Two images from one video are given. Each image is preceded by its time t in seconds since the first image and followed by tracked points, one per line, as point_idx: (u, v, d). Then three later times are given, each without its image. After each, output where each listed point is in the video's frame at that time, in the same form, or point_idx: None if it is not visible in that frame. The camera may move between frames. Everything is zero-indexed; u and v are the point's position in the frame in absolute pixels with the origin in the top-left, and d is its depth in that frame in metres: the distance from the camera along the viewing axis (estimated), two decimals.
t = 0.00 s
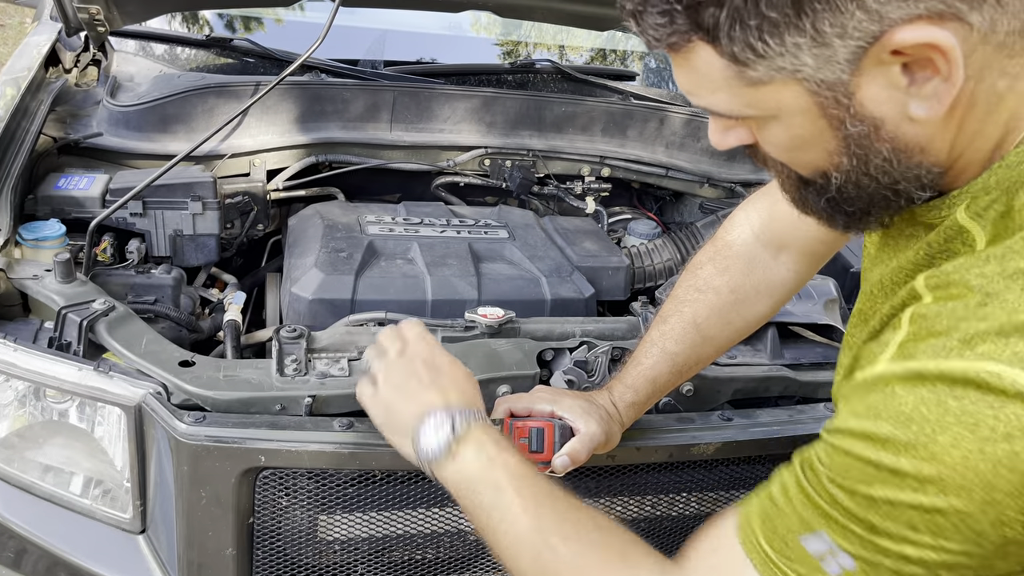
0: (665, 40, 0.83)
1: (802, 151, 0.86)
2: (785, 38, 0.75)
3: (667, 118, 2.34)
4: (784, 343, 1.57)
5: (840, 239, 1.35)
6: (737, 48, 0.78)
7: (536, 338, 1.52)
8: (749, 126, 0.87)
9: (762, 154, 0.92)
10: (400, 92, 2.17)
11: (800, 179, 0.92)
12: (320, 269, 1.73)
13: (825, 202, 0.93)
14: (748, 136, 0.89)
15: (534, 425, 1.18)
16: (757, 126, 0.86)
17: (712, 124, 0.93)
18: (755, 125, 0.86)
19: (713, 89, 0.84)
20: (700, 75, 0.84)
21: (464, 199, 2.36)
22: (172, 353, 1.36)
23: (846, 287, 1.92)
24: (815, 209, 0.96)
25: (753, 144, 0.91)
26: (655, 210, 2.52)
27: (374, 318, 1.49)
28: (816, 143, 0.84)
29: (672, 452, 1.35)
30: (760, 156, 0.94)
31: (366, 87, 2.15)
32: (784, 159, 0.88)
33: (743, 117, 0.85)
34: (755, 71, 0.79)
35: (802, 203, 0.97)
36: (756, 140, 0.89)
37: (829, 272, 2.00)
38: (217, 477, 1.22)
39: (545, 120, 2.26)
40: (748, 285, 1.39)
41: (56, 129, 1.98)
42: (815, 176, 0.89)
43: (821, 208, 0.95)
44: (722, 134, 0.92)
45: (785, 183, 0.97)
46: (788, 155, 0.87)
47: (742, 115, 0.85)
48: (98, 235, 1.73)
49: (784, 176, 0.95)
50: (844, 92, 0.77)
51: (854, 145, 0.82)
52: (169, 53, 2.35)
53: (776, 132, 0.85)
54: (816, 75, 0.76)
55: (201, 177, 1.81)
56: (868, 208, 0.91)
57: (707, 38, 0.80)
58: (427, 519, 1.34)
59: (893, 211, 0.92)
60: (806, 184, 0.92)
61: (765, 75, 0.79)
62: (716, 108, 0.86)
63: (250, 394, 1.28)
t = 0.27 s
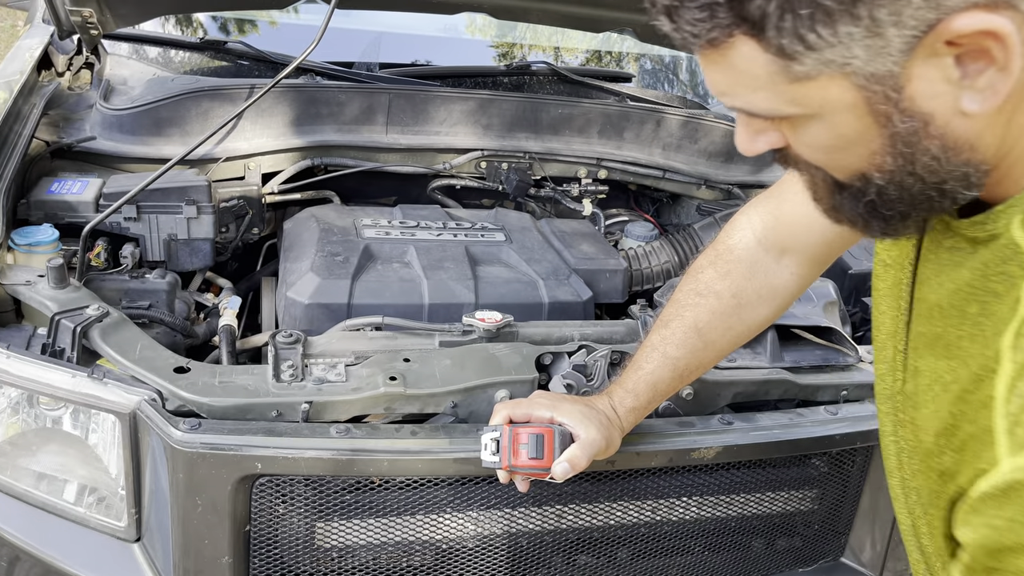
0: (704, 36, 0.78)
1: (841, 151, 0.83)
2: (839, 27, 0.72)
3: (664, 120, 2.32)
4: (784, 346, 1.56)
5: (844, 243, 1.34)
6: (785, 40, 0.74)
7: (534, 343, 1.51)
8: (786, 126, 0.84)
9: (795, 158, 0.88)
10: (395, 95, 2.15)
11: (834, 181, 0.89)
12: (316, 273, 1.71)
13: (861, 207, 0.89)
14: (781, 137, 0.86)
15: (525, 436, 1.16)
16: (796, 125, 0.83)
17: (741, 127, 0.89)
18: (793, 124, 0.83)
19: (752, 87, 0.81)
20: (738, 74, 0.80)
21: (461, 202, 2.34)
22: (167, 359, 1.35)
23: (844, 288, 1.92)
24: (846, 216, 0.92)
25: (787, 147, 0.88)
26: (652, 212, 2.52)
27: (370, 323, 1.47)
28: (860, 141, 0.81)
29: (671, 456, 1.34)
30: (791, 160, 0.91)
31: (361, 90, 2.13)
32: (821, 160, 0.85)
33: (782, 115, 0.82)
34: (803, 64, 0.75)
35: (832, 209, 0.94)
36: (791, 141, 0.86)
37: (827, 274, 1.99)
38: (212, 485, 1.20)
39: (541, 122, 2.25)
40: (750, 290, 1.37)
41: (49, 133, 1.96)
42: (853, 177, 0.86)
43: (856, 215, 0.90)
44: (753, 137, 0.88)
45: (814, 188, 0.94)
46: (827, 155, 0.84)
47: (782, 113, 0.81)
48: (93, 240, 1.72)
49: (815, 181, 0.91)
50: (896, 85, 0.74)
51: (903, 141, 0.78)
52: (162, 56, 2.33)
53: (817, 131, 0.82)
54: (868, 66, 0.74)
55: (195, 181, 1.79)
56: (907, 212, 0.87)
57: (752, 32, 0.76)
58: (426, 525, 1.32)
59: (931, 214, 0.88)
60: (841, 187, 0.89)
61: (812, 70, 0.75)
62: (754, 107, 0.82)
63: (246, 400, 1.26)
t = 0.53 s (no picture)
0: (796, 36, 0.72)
1: (927, 164, 0.77)
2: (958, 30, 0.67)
3: (658, 121, 2.31)
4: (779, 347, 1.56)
5: (847, 253, 1.33)
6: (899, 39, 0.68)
7: (529, 345, 1.51)
8: (866, 136, 0.78)
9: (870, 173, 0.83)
10: (388, 97, 2.14)
11: (907, 196, 0.83)
12: (309, 277, 1.70)
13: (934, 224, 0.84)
14: (856, 148, 0.81)
15: (518, 441, 1.16)
16: (883, 134, 0.77)
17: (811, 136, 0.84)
18: (878, 133, 0.77)
19: (841, 94, 0.75)
20: (827, 82, 0.75)
21: (454, 204, 2.34)
22: (159, 364, 1.33)
23: (838, 289, 1.93)
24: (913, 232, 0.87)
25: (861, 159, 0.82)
26: (645, 213, 2.53)
27: (363, 327, 1.47)
28: (952, 154, 0.75)
29: (667, 459, 1.33)
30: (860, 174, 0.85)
31: (354, 92, 2.11)
32: (903, 173, 0.80)
33: (869, 123, 0.76)
34: (911, 66, 0.70)
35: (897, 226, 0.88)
36: (867, 152, 0.80)
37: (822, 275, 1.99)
38: (205, 491, 1.19)
39: (535, 124, 2.24)
40: (750, 297, 1.36)
41: (39, 136, 1.94)
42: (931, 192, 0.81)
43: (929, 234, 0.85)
44: (825, 148, 0.83)
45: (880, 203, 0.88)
46: (910, 168, 0.78)
47: (871, 120, 0.76)
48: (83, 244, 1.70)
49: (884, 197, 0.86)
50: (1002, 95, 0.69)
51: (1003, 157, 0.73)
52: (153, 58, 2.32)
53: (907, 140, 0.76)
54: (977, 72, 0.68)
55: (186, 185, 1.78)
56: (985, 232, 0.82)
57: (854, 36, 0.70)
58: (422, 530, 1.32)
59: (1009, 232, 0.82)
60: (913, 203, 0.84)
61: (919, 75, 0.70)
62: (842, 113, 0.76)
63: (239, 405, 1.25)
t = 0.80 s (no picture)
0: None
1: None
2: None
3: (646, 122, 2.32)
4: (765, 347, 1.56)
5: (842, 261, 1.30)
6: None
7: (516, 347, 1.50)
8: (971, 97, 0.74)
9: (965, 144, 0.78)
10: (375, 98, 2.13)
11: (1000, 172, 0.80)
12: (296, 279, 1.70)
13: None
14: (953, 113, 0.76)
15: (504, 441, 1.16)
16: (993, 94, 0.72)
17: (904, 101, 0.79)
18: (989, 94, 0.72)
19: (961, 41, 0.70)
20: (952, 23, 0.69)
21: (443, 205, 2.34)
22: (143, 368, 1.33)
23: (825, 288, 1.94)
24: (994, 214, 0.83)
25: (957, 129, 0.78)
26: (634, 214, 2.54)
27: (350, 329, 1.46)
28: None
29: (654, 459, 1.34)
30: (948, 147, 0.81)
31: (341, 93, 2.10)
32: (1005, 140, 0.76)
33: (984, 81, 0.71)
34: None
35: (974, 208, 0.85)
36: (964, 119, 0.76)
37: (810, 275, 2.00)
38: (189, 494, 1.19)
39: (523, 125, 2.24)
40: (741, 304, 1.33)
41: (24, 138, 1.93)
42: None
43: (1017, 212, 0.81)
44: (916, 112, 0.79)
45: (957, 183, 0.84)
46: (1017, 132, 0.74)
47: (987, 78, 0.71)
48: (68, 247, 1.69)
49: (971, 173, 0.81)
50: None
51: None
52: (140, 60, 2.31)
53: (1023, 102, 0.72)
54: None
55: (172, 187, 1.77)
56: None
57: None
58: (409, 531, 1.31)
59: None
60: (1004, 179, 0.80)
61: None
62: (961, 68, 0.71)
63: (223, 408, 1.25)
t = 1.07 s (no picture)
0: None
1: None
2: None
3: (634, 123, 2.32)
4: (751, 347, 1.56)
5: (827, 263, 1.29)
6: None
7: (502, 348, 1.50)
8: (1003, 62, 0.72)
9: (995, 115, 0.76)
10: (362, 100, 2.13)
11: None
12: (281, 280, 1.69)
13: None
14: (982, 80, 0.74)
15: (484, 442, 1.16)
16: None
17: (931, 69, 0.78)
18: None
19: None
20: None
21: (431, 207, 2.34)
22: (126, 370, 1.32)
23: (812, 288, 1.94)
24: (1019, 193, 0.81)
25: (988, 98, 0.76)
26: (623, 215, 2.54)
27: (335, 330, 1.46)
28: None
29: (639, 459, 1.34)
30: (975, 120, 0.79)
31: (327, 95, 2.10)
32: None
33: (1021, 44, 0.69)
34: None
35: (998, 189, 0.83)
36: (995, 87, 0.74)
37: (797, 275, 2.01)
38: (171, 497, 1.18)
39: (510, 126, 2.24)
40: (725, 306, 1.33)
41: (8, 140, 1.92)
42: None
43: None
44: (944, 80, 0.77)
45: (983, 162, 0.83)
46: None
47: None
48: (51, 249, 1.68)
49: (998, 148, 0.79)
50: None
51: None
52: (127, 61, 2.29)
53: None
54: None
55: (157, 189, 1.76)
56: None
57: None
58: (395, 534, 1.31)
59: None
60: None
61: None
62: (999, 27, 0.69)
63: (206, 410, 1.24)
